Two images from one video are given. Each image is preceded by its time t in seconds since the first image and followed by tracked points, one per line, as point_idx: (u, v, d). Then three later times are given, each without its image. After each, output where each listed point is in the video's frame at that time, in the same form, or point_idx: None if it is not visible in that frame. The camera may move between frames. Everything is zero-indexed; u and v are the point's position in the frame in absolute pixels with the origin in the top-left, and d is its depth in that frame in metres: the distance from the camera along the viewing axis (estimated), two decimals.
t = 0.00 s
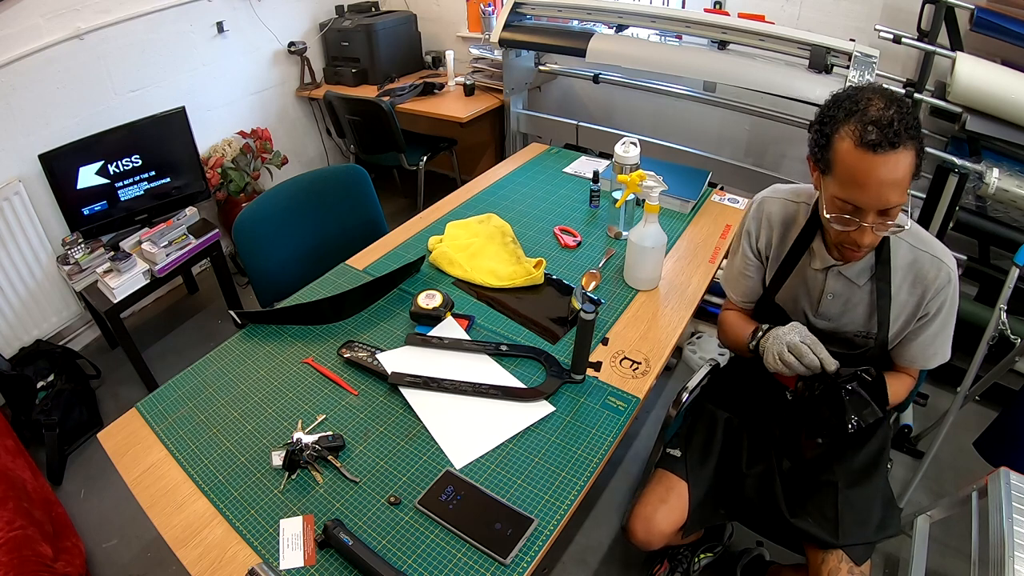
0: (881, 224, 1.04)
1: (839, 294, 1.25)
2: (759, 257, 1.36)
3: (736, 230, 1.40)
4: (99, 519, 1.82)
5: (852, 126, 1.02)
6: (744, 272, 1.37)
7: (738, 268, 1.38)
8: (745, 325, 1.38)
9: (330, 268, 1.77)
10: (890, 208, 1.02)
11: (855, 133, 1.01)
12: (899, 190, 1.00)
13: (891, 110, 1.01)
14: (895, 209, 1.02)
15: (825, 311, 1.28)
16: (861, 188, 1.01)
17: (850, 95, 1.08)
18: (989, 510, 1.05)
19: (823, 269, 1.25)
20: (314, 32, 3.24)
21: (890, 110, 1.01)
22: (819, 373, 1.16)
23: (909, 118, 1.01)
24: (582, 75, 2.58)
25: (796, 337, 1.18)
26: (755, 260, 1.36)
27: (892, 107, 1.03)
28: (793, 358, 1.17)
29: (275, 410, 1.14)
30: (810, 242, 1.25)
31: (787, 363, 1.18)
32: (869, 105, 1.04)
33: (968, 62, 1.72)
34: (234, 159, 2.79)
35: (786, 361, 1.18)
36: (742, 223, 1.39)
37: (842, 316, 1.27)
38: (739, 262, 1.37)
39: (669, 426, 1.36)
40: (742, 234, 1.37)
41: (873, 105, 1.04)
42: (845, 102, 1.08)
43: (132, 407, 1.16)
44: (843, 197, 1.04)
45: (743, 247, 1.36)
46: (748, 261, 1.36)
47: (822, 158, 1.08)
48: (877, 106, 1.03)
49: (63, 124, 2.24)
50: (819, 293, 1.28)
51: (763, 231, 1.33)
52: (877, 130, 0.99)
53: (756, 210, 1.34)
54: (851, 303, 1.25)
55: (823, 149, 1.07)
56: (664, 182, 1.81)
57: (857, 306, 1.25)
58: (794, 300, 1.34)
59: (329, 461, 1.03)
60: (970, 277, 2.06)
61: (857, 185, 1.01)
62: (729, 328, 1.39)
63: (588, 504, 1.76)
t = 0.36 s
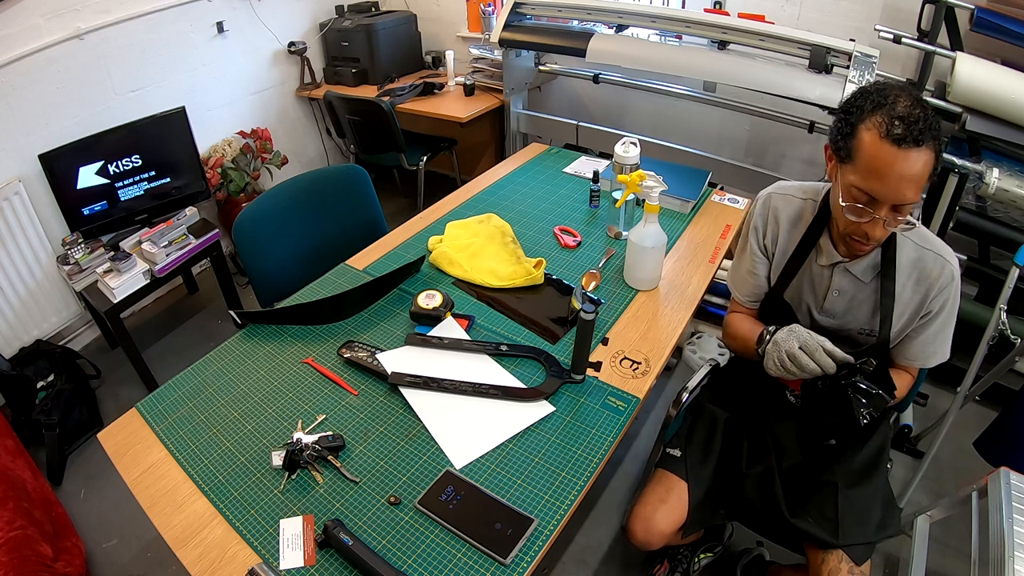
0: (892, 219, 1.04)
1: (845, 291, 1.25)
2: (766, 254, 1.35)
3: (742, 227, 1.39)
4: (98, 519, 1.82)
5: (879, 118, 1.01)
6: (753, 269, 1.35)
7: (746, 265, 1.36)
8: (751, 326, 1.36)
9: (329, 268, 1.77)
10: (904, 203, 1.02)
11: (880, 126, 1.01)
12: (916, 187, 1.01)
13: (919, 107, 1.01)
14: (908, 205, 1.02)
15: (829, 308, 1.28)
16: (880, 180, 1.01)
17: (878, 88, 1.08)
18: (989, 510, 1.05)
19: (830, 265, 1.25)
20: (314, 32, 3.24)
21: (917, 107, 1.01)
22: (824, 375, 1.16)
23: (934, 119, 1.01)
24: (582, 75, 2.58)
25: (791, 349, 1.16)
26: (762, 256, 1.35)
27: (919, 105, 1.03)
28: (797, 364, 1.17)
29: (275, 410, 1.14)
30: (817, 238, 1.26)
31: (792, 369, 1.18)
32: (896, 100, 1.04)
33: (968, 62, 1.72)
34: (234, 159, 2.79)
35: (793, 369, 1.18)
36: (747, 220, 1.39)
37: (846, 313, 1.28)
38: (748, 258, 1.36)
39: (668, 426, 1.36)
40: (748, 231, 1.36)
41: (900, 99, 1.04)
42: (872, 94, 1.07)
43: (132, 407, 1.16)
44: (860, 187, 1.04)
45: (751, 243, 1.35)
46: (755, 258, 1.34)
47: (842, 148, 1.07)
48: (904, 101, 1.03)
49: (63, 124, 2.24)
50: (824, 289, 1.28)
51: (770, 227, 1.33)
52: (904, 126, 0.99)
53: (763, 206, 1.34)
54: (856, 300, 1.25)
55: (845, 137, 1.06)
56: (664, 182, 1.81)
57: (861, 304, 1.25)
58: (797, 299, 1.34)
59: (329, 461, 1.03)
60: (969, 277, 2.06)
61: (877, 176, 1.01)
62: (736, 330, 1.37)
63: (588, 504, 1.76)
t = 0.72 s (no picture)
0: (900, 223, 1.05)
1: (847, 291, 1.25)
2: (768, 253, 1.35)
3: (744, 225, 1.39)
4: (98, 519, 1.82)
5: (898, 121, 1.01)
6: (754, 266, 1.35)
7: (748, 262, 1.36)
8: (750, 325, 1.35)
9: (329, 268, 1.77)
10: (913, 208, 1.03)
11: (897, 130, 1.00)
12: (927, 193, 1.01)
13: (937, 113, 1.00)
14: (917, 210, 1.03)
15: (831, 307, 1.28)
16: (893, 183, 1.01)
17: (896, 89, 1.07)
18: (989, 510, 1.05)
19: (833, 264, 1.25)
20: (314, 32, 3.24)
21: (935, 113, 1.00)
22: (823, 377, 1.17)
23: (950, 126, 1.01)
24: (582, 75, 2.58)
25: (788, 368, 1.16)
26: (764, 254, 1.35)
27: (935, 111, 1.02)
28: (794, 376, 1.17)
29: (275, 410, 1.14)
30: (821, 236, 1.26)
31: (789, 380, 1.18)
32: (915, 103, 1.03)
33: (968, 62, 1.72)
34: (234, 159, 2.79)
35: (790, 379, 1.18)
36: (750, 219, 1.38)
37: (848, 313, 1.28)
38: (749, 255, 1.35)
39: (668, 426, 1.36)
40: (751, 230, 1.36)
41: (918, 103, 1.03)
42: (891, 95, 1.05)
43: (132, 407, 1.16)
44: (872, 190, 1.04)
45: (753, 240, 1.34)
46: (757, 256, 1.34)
47: (856, 148, 1.06)
48: (922, 105, 1.02)
49: (63, 124, 2.24)
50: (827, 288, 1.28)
51: (773, 225, 1.32)
52: (920, 132, 0.99)
53: (766, 204, 1.33)
54: (858, 300, 1.26)
55: (860, 138, 1.05)
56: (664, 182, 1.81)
57: (863, 304, 1.26)
58: (798, 299, 1.34)
59: (329, 461, 1.03)
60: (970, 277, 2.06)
61: (891, 180, 1.01)
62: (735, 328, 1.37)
63: (588, 504, 1.76)
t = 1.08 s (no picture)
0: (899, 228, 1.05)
1: (846, 292, 1.25)
2: (765, 252, 1.35)
3: (743, 225, 1.39)
4: (98, 519, 1.82)
5: (900, 126, 1.00)
6: (749, 265, 1.35)
7: (744, 261, 1.36)
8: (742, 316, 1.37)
9: (329, 268, 1.77)
10: (913, 214, 1.03)
11: (899, 135, 1.00)
12: (927, 199, 1.01)
13: (940, 119, 1.00)
14: (917, 216, 1.03)
15: (829, 308, 1.28)
16: (894, 188, 1.01)
17: (900, 93, 1.06)
18: (989, 510, 1.04)
19: (831, 265, 1.25)
20: (314, 32, 3.24)
21: (938, 119, 1.00)
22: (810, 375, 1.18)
23: (953, 133, 1.01)
24: (582, 75, 2.58)
25: (774, 363, 1.18)
26: (762, 254, 1.35)
27: (938, 117, 1.02)
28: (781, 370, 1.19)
29: (275, 410, 1.14)
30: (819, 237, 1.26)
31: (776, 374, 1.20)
32: (918, 109, 1.02)
33: (968, 62, 1.72)
34: (234, 159, 2.79)
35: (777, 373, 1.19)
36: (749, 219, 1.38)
37: (847, 314, 1.28)
38: (745, 254, 1.36)
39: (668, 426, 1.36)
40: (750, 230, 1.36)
41: (922, 109, 1.02)
42: (894, 99, 1.05)
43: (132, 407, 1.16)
44: (872, 194, 1.04)
45: (749, 240, 1.34)
46: (754, 255, 1.35)
47: (857, 151, 1.06)
48: (925, 111, 1.02)
49: (62, 124, 2.24)
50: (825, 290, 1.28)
51: (771, 225, 1.32)
52: (922, 138, 0.99)
53: (764, 204, 1.33)
54: (857, 301, 1.26)
55: (862, 141, 1.05)
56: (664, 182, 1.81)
57: (862, 305, 1.26)
58: (797, 299, 1.34)
59: (329, 461, 1.03)
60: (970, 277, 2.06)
61: (892, 185, 1.01)
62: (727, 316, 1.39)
63: (588, 504, 1.76)
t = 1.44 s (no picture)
0: (893, 223, 1.05)
1: (845, 289, 1.25)
2: (766, 252, 1.35)
3: (743, 224, 1.39)
4: (98, 519, 1.82)
5: (893, 122, 1.00)
6: (751, 265, 1.36)
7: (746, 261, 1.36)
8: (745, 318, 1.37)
9: (329, 268, 1.77)
10: (907, 210, 1.03)
11: (893, 131, 1.00)
12: (921, 195, 1.01)
13: (934, 114, 1.00)
14: (911, 212, 1.03)
15: (829, 306, 1.28)
16: (887, 184, 1.01)
17: (895, 89, 1.06)
18: (989, 510, 1.05)
19: (831, 262, 1.25)
20: (314, 32, 3.24)
21: (932, 114, 1.00)
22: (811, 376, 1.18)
23: (948, 129, 1.01)
24: (582, 75, 2.58)
25: (774, 365, 1.19)
26: (762, 253, 1.35)
27: (933, 113, 1.02)
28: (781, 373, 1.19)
29: (275, 410, 1.14)
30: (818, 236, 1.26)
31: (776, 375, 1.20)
32: (912, 104, 1.02)
33: (968, 62, 1.72)
34: (234, 159, 2.79)
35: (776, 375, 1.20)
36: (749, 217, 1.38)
37: (846, 311, 1.28)
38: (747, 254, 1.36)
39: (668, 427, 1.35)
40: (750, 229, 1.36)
41: (916, 104, 1.02)
42: (889, 94, 1.05)
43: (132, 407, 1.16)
44: (866, 190, 1.04)
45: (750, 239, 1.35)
46: (755, 255, 1.35)
47: (852, 147, 1.06)
48: (919, 106, 1.02)
49: (62, 124, 2.24)
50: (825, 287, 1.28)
51: (771, 224, 1.32)
52: (916, 134, 0.99)
53: (764, 203, 1.33)
54: (856, 299, 1.26)
55: (856, 137, 1.05)
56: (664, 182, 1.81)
57: (861, 303, 1.26)
58: (797, 299, 1.34)
59: (329, 461, 1.03)
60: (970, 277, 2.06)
61: (885, 180, 1.01)
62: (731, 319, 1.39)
63: (588, 504, 1.76)
